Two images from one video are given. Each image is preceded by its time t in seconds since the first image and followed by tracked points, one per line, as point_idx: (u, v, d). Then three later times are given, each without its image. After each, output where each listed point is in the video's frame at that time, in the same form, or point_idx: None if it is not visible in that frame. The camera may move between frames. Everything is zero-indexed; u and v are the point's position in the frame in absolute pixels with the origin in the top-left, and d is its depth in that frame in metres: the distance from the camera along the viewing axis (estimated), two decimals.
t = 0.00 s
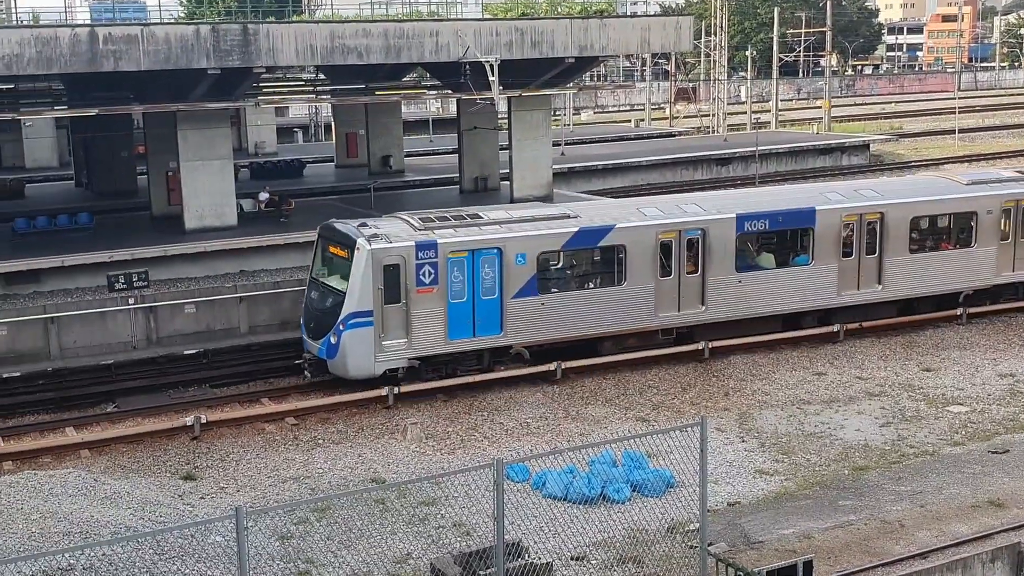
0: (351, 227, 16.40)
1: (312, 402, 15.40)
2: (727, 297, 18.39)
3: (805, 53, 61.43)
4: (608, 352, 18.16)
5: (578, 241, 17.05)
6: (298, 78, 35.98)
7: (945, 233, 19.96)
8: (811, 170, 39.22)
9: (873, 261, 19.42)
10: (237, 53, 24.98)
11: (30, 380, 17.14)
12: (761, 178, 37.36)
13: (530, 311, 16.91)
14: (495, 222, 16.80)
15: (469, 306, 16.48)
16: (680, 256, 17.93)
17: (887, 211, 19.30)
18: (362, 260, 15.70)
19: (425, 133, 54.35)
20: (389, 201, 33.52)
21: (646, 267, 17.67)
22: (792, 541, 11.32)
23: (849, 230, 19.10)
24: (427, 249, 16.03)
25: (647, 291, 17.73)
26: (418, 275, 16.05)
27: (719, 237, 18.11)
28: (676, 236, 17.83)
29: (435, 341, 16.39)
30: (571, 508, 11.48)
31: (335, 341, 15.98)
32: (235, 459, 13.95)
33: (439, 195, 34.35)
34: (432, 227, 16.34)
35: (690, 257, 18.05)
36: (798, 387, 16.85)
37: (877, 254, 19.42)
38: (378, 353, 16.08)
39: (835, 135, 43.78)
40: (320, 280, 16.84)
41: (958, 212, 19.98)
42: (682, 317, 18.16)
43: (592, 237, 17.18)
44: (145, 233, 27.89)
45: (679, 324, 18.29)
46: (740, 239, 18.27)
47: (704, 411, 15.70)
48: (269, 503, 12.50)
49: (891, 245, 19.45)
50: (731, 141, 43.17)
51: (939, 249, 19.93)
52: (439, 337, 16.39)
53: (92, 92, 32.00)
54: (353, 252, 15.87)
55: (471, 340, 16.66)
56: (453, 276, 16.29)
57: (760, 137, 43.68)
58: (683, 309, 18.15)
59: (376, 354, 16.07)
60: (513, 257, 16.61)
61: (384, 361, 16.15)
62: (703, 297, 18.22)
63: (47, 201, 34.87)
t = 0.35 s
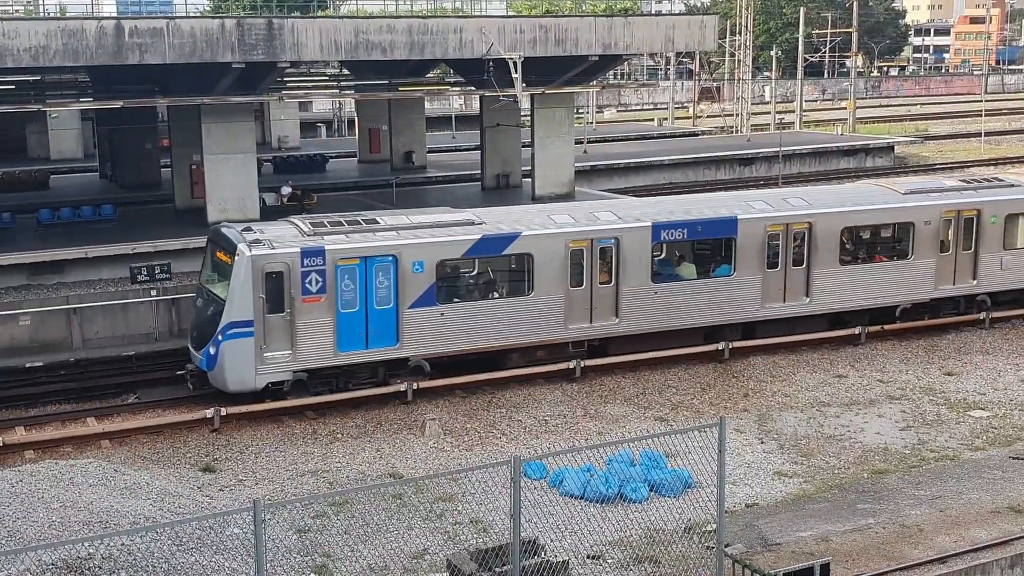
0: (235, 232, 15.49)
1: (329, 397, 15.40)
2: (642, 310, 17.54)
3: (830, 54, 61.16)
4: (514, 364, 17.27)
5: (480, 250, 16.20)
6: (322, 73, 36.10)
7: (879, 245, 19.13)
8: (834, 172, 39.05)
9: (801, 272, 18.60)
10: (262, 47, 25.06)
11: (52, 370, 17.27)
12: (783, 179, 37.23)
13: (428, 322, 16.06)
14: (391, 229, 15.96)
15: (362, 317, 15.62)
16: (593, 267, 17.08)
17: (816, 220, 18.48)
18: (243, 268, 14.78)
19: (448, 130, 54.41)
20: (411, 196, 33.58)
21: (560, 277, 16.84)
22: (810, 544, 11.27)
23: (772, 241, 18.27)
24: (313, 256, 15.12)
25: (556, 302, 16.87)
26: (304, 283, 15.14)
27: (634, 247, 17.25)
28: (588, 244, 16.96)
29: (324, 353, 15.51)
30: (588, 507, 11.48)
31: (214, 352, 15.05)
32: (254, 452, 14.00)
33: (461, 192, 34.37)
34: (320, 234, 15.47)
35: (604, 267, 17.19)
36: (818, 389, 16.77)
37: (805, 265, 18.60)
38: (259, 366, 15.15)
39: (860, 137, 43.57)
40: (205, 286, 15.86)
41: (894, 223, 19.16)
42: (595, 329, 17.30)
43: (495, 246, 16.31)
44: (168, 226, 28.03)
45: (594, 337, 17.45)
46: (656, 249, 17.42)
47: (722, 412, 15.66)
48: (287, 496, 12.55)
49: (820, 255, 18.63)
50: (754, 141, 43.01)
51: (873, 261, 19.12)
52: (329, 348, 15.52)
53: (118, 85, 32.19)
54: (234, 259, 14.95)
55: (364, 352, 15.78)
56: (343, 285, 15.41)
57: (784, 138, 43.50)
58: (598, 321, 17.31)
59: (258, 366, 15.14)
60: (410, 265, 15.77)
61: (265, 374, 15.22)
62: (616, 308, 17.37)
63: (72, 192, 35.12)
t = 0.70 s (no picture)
0: (70, 228, 14.60)
1: (321, 388, 15.41)
2: (517, 319, 16.88)
3: (829, 58, 61.33)
4: (380, 373, 16.51)
5: (337, 253, 15.42)
6: (321, 64, 36.07)
7: (770, 255, 18.60)
8: (830, 175, 39.14)
9: (686, 282, 18.04)
10: (262, 36, 25.03)
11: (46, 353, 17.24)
12: (779, 181, 37.31)
13: (374, 320, 15.86)
14: (243, 228, 15.14)
15: (205, 320, 14.74)
16: (463, 272, 16.35)
17: (703, 230, 17.91)
18: (72, 265, 13.87)
19: (446, 123, 54.45)
20: (408, 189, 33.61)
21: (428, 282, 16.12)
22: (796, 546, 11.33)
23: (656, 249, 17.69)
24: (149, 255, 14.23)
25: (424, 309, 16.17)
26: (139, 284, 14.23)
27: (506, 253, 16.54)
28: (459, 249, 16.26)
29: (162, 358, 14.61)
30: (575, 503, 11.53)
31: (41, 354, 14.12)
32: (244, 441, 14.03)
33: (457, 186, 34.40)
34: (160, 232, 14.59)
35: (475, 273, 16.45)
36: (808, 392, 16.84)
37: (690, 275, 18.03)
38: (89, 370, 14.23)
39: (856, 141, 43.67)
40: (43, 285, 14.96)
41: (786, 233, 18.64)
42: (465, 337, 16.57)
43: (353, 249, 15.54)
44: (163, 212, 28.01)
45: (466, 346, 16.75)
46: (531, 255, 16.75)
47: (712, 412, 15.72)
48: (276, 486, 12.58)
49: (707, 266, 18.05)
50: (751, 143, 43.11)
51: (765, 272, 18.58)
52: (168, 354, 14.62)
53: (117, 69, 32.14)
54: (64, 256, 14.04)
55: (208, 358, 14.90)
56: (184, 286, 14.52)
57: (781, 140, 43.59)
58: (468, 329, 16.58)
59: (87, 371, 14.21)
60: (259, 266, 14.94)
61: (96, 379, 14.30)
62: (488, 317, 16.66)
63: (69, 175, 35.08)
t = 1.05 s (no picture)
0: None
1: (304, 379, 15.38)
2: (366, 325, 15.96)
3: (816, 56, 61.47)
4: (216, 377, 15.58)
5: (158, 251, 14.45)
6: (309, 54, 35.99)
7: (641, 258, 17.82)
8: (816, 173, 39.24)
9: (552, 286, 17.17)
10: (249, 25, 24.94)
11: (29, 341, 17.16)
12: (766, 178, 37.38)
13: (360, 312, 15.86)
14: (55, 224, 14.18)
15: (10, 322, 13.71)
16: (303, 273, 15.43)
17: (568, 231, 17.08)
18: None
19: (433, 116, 54.37)
20: (394, 181, 33.55)
21: (262, 282, 15.15)
22: (777, 542, 11.38)
23: (518, 251, 16.84)
24: None
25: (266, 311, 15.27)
26: None
27: (352, 251, 15.65)
28: (297, 248, 15.34)
29: None
30: (559, 498, 11.55)
31: None
32: (227, 431, 13.99)
33: (444, 179, 34.35)
34: None
35: (316, 274, 15.53)
36: (791, 389, 16.90)
37: (555, 279, 17.17)
38: None
39: (843, 139, 43.78)
40: None
41: (657, 235, 17.85)
42: (307, 342, 15.61)
43: (178, 246, 14.58)
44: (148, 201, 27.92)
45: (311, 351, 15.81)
46: (379, 256, 15.84)
47: (696, 408, 15.75)
48: (259, 477, 12.57)
49: (573, 268, 17.21)
50: (738, 139, 43.18)
51: (636, 276, 17.80)
52: None
53: (103, 57, 31.99)
54: None
55: (14, 363, 13.85)
56: None
57: (768, 137, 43.67)
58: (308, 333, 15.61)
59: None
60: (70, 264, 13.95)
61: None
62: (332, 321, 15.70)
63: (53, 163, 34.91)
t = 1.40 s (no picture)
0: None
1: (311, 367, 15.41)
2: (211, 326, 14.96)
3: (825, 45, 61.27)
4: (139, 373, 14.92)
5: None
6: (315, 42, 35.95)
7: (519, 254, 16.87)
8: (824, 162, 39.12)
9: (421, 284, 16.21)
10: (256, 13, 24.91)
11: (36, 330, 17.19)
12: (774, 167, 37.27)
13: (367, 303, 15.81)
14: None
15: None
16: (137, 270, 14.38)
17: (436, 226, 16.11)
18: None
19: (440, 104, 54.30)
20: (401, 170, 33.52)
21: (88, 282, 14.12)
22: (782, 532, 11.38)
23: (109, 261, 14.24)
24: None
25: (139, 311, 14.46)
26: None
27: (192, 247, 14.61)
28: (130, 245, 14.30)
29: None
30: (564, 487, 11.56)
31: None
32: (233, 420, 14.01)
33: (451, 167, 34.31)
34: None
35: (152, 271, 14.48)
36: (797, 379, 16.88)
37: (424, 276, 16.21)
38: None
39: (851, 129, 43.64)
40: None
41: (531, 230, 16.84)
42: (143, 344, 14.59)
43: None
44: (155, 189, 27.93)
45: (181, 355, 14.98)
46: (221, 253, 14.80)
47: (702, 398, 15.74)
48: (265, 465, 12.59)
49: (441, 265, 16.24)
50: (745, 128, 43.10)
51: (513, 273, 16.86)
52: None
53: (110, 45, 31.98)
54: None
55: None
56: None
57: (776, 127, 43.55)
58: (143, 335, 14.58)
59: None
60: None
61: None
62: (171, 322, 14.70)
63: (60, 151, 34.92)
